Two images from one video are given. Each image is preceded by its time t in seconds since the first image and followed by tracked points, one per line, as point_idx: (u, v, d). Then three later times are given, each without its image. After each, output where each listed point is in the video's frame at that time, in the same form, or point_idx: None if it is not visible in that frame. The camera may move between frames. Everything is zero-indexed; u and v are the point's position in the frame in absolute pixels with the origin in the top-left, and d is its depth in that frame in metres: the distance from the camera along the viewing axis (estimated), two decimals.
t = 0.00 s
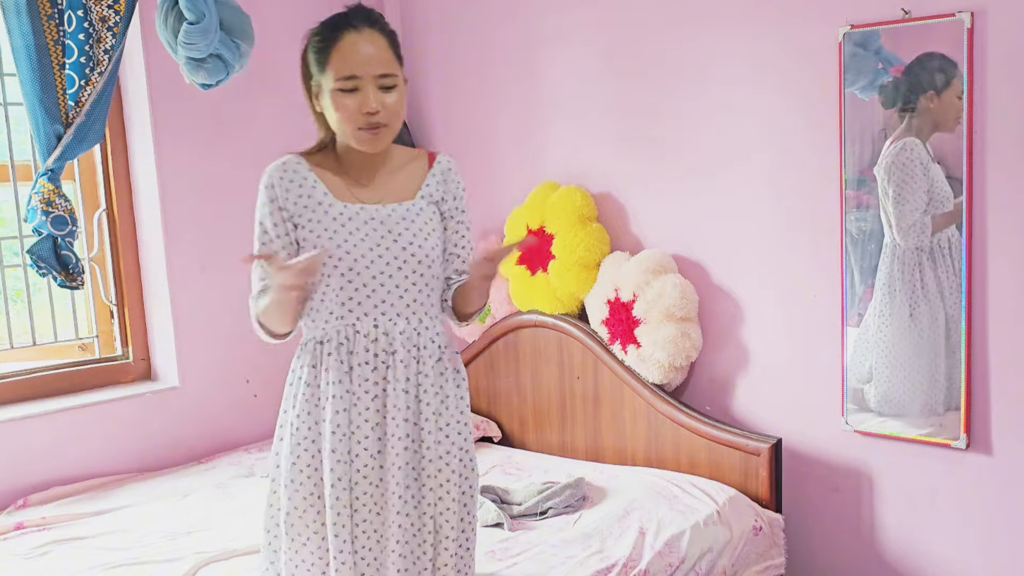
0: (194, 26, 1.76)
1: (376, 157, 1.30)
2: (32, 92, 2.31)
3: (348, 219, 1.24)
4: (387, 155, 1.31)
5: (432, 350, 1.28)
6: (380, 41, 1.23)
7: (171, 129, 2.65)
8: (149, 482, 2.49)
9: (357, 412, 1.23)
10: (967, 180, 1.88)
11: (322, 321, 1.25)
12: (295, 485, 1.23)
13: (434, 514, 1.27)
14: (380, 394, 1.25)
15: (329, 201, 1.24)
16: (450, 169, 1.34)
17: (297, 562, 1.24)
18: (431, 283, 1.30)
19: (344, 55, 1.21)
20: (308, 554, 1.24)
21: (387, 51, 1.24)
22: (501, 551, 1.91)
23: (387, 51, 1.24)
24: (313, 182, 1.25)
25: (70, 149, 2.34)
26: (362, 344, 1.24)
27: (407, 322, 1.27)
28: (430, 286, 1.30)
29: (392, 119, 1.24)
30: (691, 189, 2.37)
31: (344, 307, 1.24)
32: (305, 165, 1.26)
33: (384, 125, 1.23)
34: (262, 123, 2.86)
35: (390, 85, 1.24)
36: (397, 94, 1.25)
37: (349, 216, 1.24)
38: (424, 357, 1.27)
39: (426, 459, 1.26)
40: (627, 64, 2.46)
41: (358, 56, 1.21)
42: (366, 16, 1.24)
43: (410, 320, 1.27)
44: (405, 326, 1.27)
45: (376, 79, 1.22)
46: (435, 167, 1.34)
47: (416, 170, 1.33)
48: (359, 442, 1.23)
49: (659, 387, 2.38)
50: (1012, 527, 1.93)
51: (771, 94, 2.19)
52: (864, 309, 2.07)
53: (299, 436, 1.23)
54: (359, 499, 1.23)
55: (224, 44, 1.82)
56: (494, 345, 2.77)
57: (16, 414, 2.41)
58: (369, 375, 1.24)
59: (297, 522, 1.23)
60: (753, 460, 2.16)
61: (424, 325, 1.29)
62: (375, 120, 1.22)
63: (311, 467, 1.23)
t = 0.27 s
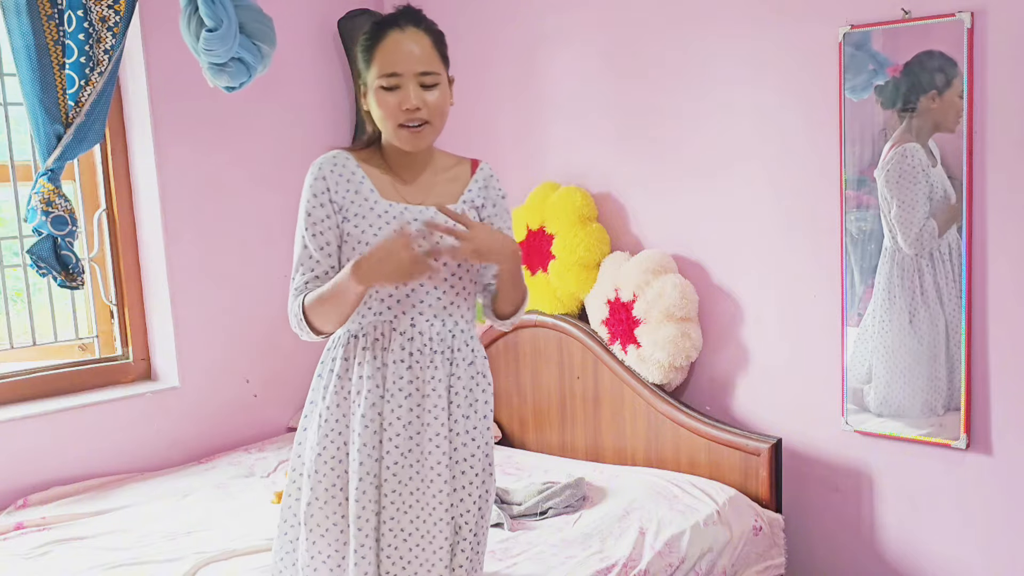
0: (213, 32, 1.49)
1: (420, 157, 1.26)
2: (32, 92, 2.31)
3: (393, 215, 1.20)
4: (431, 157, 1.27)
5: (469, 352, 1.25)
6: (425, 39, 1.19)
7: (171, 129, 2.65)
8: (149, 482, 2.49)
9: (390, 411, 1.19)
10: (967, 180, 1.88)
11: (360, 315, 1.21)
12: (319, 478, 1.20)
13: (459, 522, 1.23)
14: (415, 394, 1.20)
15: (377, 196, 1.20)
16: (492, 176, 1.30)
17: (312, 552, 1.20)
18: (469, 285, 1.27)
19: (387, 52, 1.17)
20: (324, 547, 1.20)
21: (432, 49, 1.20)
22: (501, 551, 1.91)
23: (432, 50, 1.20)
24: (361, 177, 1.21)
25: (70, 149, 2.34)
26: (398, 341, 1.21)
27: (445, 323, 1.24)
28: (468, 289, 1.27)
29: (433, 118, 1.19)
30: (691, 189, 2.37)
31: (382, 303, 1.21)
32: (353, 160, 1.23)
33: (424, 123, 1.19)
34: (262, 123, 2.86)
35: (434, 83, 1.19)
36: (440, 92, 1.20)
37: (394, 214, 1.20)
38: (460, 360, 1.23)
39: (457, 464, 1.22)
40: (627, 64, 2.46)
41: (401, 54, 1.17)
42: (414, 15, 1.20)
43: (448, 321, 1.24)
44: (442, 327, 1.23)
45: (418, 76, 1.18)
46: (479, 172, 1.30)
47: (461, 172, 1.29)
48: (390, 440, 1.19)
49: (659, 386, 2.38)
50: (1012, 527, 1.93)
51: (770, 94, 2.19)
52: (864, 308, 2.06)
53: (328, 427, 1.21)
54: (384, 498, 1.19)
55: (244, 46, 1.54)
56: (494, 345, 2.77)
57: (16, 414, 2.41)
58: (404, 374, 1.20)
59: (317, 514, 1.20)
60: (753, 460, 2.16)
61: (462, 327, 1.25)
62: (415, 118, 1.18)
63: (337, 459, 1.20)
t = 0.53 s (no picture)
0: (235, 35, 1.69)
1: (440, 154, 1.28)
2: (32, 92, 2.31)
3: (411, 216, 1.21)
4: (454, 154, 1.29)
5: (482, 353, 1.26)
6: (436, 39, 1.21)
7: (171, 129, 2.65)
8: (149, 482, 2.49)
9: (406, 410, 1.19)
10: (967, 179, 1.88)
11: (374, 313, 1.22)
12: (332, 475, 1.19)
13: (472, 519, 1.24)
14: (431, 393, 1.21)
15: (396, 195, 1.22)
16: (517, 179, 1.33)
17: (323, 548, 1.18)
18: (485, 287, 1.27)
19: (397, 55, 1.21)
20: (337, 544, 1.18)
21: (443, 50, 1.22)
22: (501, 551, 1.91)
23: (444, 51, 1.22)
24: (381, 176, 1.22)
25: (70, 149, 2.34)
26: (413, 341, 1.21)
27: (459, 324, 1.24)
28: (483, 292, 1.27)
29: (442, 120, 1.22)
30: (691, 189, 2.37)
31: (398, 302, 1.21)
32: (374, 156, 1.24)
33: (433, 125, 1.22)
34: (262, 123, 2.87)
35: (445, 85, 1.22)
36: (452, 93, 1.23)
37: (411, 214, 1.21)
38: (474, 360, 1.24)
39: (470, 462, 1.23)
40: (627, 64, 2.46)
41: (413, 58, 1.20)
42: (427, 15, 1.22)
43: (462, 322, 1.24)
44: (456, 327, 1.24)
45: (426, 79, 1.21)
46: (502, 175, 1.31)
47: (483, 172, 1.31)
48: (406, 439, 1.19)
49: (659, 386, 2.38)
50: (1013, 527, 1.93)
51: (771, 94, 2.19)
52: (864, 308, 2.06)
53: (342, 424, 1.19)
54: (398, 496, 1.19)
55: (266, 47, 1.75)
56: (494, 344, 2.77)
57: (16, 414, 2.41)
58: (419, 373, 1.20)
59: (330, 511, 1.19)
60: (753, 460, 2.16)
61: (476, 328, 1.26)
62: (425, 120, 1.22)
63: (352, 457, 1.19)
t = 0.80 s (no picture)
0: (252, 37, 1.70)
1: (432, 157, 1.26)
2: (32, 92, 2.31)
3: (397, 218, 1.19)
4: (446, 157, 1.27)
5: (469, 356, 1.24)
6: (426, 44, 1.17)
7: (171, 129, 2.65)
8: (149, 481, 2.49)
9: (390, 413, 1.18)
10: (967, 179, 1.88)
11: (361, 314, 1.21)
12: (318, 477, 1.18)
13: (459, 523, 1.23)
14: (416, 397, 1.20)
15: (384, 196, 1.20)
16: (511, 181, 1.30)
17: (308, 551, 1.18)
18: (474, 289, 1.25)
19: (386, 60, 1.17)
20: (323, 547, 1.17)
21: (434, 55, 1.18)
22: (501, 551, 1.91)
23: (436, 56, 1.18)
24: (371, 176, 1.21)
25: (70, 149, 2.35)
26: (397, 343, 1.20)
27: (447, 326, 1.23)
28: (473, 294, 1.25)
29: (433, 125, 1.19)
30: (691, 189, 2.37)
31: (383, 305, 1.20)
32: (364, 156, 1.23)
33: (425, 131, 1.19)
34: (262, 123, 2.87)
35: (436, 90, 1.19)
36: (444, 99, 1.19)
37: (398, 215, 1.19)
38: (460, 364, 1.22)
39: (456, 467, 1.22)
40: (627, 64, 2.46)
41: (403, 63, 1.16)
42: (418, 17, 1.17)
43: (448, 325, 1.23)
44: (442, 330, 1.22)
45: (416, 86, 1.17)
46: (496, 177, 1.29)
47: (475, 175, 1.28)
48: (390, 442, 1.18)
49: (659, 386, 2.38)
50: (1013, 527, 1.92)
51: (771, 94, 2.19)
52: (864, 308, 2.06)
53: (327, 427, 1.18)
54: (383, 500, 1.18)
55: (283, 48, 1.75)
56: (495, 344, 2.77)
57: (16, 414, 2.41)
58: (404, 376, 1.19)
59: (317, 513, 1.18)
60: (753, 460, 2.16)
61: (463, 332, 1.24)
62: (415, 126, 1.18)
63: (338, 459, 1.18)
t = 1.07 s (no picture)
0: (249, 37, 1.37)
1: (388, 159, 1.21)
2: (32, 92, 2.31)
3: (363, 226, 1.15)
4: (402, 159, 1.22)
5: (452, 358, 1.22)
6: (391, 37, 1.14)
7: (171, 129, 2.65)
8: (149, 481, 2.49)
9: (381, 427, 1.16)
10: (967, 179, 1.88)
11: (336, 331, 1.17)
12: (314, 504, 1.14)
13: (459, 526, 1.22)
14: (404, 407, 1.17)
15: (345, 207, 1.15)
16: (468, 176, 1.25)
17: None
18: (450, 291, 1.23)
19: (349, 54, 1.13)
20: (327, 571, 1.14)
21: (400, 49, 1.15)
22: (501, 551, 1.91)
23: (399, 50, 1.15)
24: (327, 186, 1.16)
25: (70, 149, 2.35)
26: (381, 355, 1.17)
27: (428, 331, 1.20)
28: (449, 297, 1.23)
29: (397, 122, 1.15)
30: (691, 189, 2.37)
31: (360, 317, 1.16)
32: (319, 169, 1.17)
33: (388, 128, 1.14)
34: (262, 123, 2.87)
35: (400, 86, 1.15)
36: (407, 95, 1.16)
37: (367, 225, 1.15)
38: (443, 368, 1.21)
39: (450, 471, 1.20)
40: (627, 64, 2.46)
41: (366, 56, 1.13)
42: (381, 13, 1.15)
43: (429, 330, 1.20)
44: (424, 336, 1.20)
45: (382, 79, 1.13)
46: (453, 171, 1.24)
47: (433, 173, 1.24)
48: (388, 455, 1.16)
49: (659, 386, 2.38)
50: (1013, 528, 1.92)
51: (771, 94, 2.19)
52: (864, 308, 2.06)
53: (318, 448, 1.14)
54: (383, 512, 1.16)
55: (284, 47, 1.41)
56: (495, 344, 2.77)
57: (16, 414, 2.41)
58: (391, 388, 1.17)
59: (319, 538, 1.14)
60: (753, 460, 2.16)
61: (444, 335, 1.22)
62: (378, 122, 1.13)
63: (334, 481, 1.14)
